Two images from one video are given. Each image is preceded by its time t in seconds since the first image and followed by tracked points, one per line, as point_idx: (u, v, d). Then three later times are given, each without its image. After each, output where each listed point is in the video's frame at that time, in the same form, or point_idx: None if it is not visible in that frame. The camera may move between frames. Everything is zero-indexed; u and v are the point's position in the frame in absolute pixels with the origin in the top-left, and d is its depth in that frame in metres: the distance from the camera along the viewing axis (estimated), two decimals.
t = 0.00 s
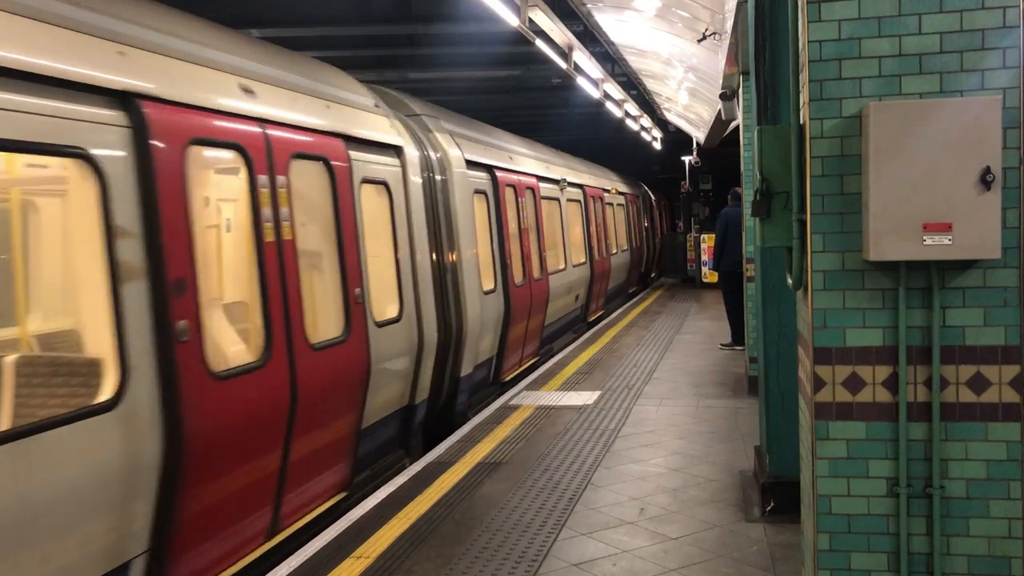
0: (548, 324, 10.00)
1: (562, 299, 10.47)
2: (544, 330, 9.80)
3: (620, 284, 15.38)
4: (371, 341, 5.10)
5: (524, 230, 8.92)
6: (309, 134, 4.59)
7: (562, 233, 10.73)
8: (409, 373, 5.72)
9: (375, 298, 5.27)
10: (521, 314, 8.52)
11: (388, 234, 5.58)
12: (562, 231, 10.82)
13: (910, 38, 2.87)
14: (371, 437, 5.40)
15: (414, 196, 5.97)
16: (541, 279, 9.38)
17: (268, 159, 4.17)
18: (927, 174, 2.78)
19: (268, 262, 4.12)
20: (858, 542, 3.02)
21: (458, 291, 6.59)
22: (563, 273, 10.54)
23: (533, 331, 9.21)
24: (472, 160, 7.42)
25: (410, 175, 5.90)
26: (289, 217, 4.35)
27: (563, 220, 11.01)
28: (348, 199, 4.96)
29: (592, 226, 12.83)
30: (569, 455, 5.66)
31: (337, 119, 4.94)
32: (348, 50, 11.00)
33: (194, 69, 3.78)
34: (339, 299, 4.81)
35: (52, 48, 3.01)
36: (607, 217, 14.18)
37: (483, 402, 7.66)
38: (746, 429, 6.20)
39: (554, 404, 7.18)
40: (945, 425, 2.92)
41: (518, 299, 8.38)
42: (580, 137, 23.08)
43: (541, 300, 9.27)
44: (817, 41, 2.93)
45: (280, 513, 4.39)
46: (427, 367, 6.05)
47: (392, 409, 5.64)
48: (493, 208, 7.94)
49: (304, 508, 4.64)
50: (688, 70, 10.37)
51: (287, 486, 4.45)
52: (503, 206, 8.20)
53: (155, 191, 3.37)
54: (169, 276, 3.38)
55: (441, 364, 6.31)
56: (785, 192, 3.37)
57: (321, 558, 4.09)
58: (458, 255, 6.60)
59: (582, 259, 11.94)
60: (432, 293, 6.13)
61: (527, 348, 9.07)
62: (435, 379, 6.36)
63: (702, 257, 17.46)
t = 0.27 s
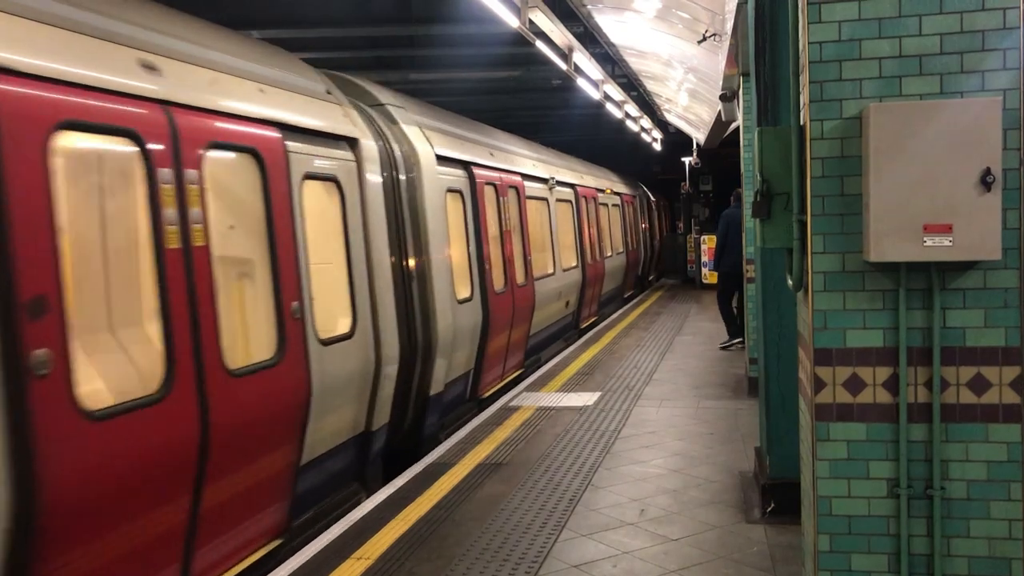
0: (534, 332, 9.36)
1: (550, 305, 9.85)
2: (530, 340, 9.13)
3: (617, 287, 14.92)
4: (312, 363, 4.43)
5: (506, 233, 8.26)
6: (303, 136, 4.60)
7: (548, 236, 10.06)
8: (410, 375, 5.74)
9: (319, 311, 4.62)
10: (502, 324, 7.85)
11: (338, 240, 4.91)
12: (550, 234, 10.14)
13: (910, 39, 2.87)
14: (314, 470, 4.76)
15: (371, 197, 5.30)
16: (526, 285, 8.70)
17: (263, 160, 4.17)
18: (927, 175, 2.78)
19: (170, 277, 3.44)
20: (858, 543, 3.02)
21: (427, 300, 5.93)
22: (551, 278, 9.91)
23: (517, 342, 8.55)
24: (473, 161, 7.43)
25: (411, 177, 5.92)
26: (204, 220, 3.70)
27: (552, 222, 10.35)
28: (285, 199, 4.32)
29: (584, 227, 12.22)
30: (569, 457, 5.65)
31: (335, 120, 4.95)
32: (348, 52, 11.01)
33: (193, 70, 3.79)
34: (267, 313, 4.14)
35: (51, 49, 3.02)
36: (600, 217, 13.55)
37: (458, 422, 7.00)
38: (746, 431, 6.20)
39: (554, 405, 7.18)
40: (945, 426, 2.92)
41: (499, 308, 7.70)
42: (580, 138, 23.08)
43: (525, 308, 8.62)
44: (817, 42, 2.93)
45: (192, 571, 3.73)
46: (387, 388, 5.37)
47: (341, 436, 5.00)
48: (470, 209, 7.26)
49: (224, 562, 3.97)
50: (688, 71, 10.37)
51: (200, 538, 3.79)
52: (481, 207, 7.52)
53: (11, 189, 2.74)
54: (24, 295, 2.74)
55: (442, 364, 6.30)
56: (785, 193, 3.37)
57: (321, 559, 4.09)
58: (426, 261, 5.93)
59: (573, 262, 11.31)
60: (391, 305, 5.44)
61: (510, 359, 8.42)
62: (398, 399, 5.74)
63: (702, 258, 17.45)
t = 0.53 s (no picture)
0: (517, 342, 8.69)
1: (536, 313, 9.20)
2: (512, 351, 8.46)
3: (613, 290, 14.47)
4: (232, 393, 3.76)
5: (484, 235, 7.58)
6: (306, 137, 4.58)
7: (533, 239, 9.36)
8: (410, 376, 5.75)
9: (248, 330, 3.97)
10: (479, 335, 7.17)
11: (274, 247, 4.23)
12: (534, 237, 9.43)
13: (909, 40, 2.87)
14: (238, 515, 4.07)
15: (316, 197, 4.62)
16: (507, 292, 8.03)
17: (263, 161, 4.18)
18: (927, 176, 2.78)
19: (30, 295, 2.77)
20: (858, 544, 3.02)
21: (386, 311, 5.29)
22: (537, 284, 9.26)
23: (498, 354, 7.87)
24: (472, 162, 7.44)
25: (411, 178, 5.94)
26: (84, 223, 3.04)
27: (537, 223, 9.68)
28: (195, 201, 3.63)
29: (575, 229, 11.63)
30: (569, 458, 5.64)
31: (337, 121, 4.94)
32: (348, 53, 11.02)
33: (194, 71, 3.80)
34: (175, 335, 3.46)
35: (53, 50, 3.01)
36: (591, 218, 12.89)
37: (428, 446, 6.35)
38: (746, 431, 6.20)
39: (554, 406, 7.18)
40: (945, 427, 2.93)
41: (475, 318, 7.02)
42: (580, 139, 23.09)
43: (506, 316, 7.95)
44: (817, 43, 2.93)
45: None
46: (334, 413, 4.71)
47: (277, 472, 4.35)
48: (443, 210, 6.57)
49: None
50: (688, 72, 10.37)
51: None
52: (457, 208, 6.85)
53: None
54: None
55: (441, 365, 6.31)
56: (785, 194, 3.37)
57: (321, 560, 4.10)
58: (387, 269, 5.31)
59: (561, 266, 10.63)
60: (337, 318, 4.70)
61: (490, 373, 7.75)
62: (351, 423, 5.08)
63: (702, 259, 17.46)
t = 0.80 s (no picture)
0: (500, 353, 8.03)
1: (521, 320, 8.56)
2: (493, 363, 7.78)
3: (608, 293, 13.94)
4: (122, 433, 3.07)
5: (461, 235, 6.93)
6: (304, 138, 4.59)
7: (515, 240, 8.72)
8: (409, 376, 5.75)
9: (151, 353, 3.28)
10: (452, 347, 6.49)
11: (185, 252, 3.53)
12: (517, 238, 8.78)
13: (908, 40, 2.87)
14: None
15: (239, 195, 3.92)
16: (486, 297, 7.36)
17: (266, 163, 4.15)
18: (926, 176, 2.78)
19: None
20: (857, 544, 3.02)
21: (339, 327, 4.56)
22: (521, 289, 8.60)
23: (475, 367, 7.19)
24: (472, 162, 7.45)
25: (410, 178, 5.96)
26: None
27: (521, 223, 9.01)
28: (74, 196, 2.94)
29: (564, 230, 11.07)
30: (568, 459, 5.63)
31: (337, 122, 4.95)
32: (347, 54, 11.04)
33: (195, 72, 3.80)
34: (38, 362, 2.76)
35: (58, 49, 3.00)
36: (583, 219, 12.30)
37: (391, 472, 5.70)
38: (746, 431, 6.20)
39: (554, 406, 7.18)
40: (945, 426, 2.93)
41: (448, 329, 6.35)
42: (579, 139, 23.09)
43: (484, 326, 7.27)
44: (816, 43, 2.93)
45: None
46: (265, 449, 4.00)
47: (195, 519, 3.66)
48: (408, 208, 5.92)
49: None
50: (687, 72, 10.37)
51: None
52: (426, 205, 6.19)
53: None
54: None
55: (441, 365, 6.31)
56: (783, 194, 3.38)
57: (320, 560, 4.10)
58: (339, 279, 4.59)
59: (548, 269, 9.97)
60: (272, 335, 3.97)
61: (466, 389, 7.07)
62: (291, 457, 4.36)
63: (702, 259, 17.46)
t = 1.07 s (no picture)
0: (479, 365, 7.39)
1: (504, 328, 7.92)
2: (470, 377, 7.13)
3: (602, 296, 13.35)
4: None
5: (432, 238, 6.26)
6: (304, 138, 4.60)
7: (496, 242, 8.04)
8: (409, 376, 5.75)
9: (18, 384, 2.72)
10: (420, 362, 5.82)
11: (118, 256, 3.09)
12: (499, 240, 8.11)
13: (908, 40, 2.87)
14: None
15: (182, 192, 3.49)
16: (462, 307, 6.69)
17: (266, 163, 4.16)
18: (926, 176, 2.78)
19: None
20: (857, 544, 3.02)
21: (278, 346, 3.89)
22: (504, 295, 7.93)
23: (449, 384, 6.52)
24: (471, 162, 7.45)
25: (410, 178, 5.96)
26: None
27: (503, 223, 8.35)
28: None
29: (555, 231, 10.43)
30: (569, 459, 5.63)
31: (336, 122, 4.94)
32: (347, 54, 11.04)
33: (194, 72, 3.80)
34: None
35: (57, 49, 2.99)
36: (574, 218, 11.65)
37: (344, 506, 5.02)
38: (746, 431, 6.20)
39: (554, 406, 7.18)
40: (945, 426, 2.92)
41: (417, 341, 5.73)
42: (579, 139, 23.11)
43: (459, 339, 6.59)
44: (816, 43, 2.93)
45: None
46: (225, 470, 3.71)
47: None
48: (367, 208, 5.26)
49: None
50: (688, 72, 10.36)
51: None
52: (389, 204, 5.53)
53: None
54: None
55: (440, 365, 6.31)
56: (783, 194, 3.38)
57: (320, 560, 4.10)
58: (277, 291, 3.91)
59: (535, 273, 9.29)
60: (184, 358, 3.31)
61: (437, 408, 6.40)
62: (209, 504, 3.66)
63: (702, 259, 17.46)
